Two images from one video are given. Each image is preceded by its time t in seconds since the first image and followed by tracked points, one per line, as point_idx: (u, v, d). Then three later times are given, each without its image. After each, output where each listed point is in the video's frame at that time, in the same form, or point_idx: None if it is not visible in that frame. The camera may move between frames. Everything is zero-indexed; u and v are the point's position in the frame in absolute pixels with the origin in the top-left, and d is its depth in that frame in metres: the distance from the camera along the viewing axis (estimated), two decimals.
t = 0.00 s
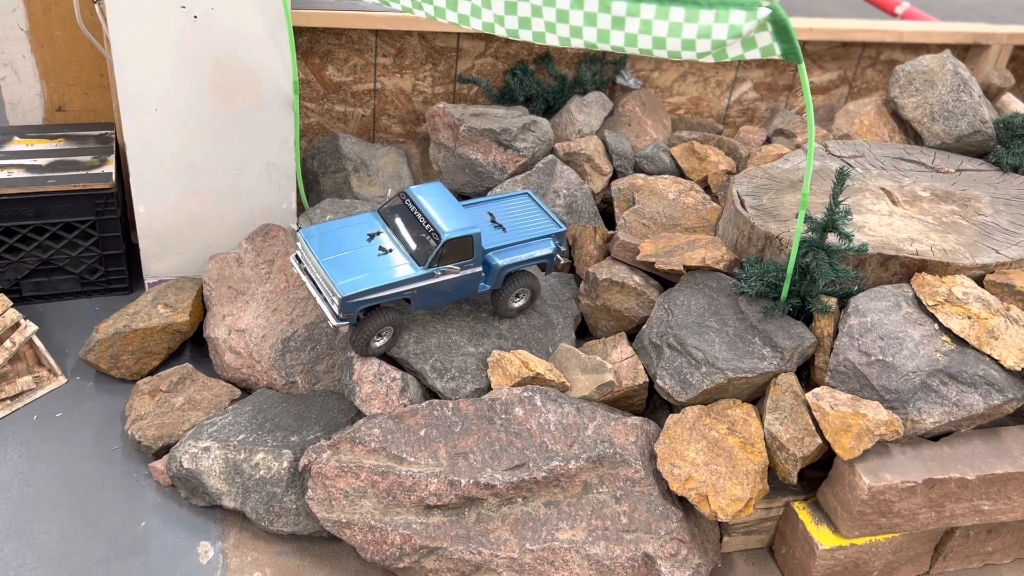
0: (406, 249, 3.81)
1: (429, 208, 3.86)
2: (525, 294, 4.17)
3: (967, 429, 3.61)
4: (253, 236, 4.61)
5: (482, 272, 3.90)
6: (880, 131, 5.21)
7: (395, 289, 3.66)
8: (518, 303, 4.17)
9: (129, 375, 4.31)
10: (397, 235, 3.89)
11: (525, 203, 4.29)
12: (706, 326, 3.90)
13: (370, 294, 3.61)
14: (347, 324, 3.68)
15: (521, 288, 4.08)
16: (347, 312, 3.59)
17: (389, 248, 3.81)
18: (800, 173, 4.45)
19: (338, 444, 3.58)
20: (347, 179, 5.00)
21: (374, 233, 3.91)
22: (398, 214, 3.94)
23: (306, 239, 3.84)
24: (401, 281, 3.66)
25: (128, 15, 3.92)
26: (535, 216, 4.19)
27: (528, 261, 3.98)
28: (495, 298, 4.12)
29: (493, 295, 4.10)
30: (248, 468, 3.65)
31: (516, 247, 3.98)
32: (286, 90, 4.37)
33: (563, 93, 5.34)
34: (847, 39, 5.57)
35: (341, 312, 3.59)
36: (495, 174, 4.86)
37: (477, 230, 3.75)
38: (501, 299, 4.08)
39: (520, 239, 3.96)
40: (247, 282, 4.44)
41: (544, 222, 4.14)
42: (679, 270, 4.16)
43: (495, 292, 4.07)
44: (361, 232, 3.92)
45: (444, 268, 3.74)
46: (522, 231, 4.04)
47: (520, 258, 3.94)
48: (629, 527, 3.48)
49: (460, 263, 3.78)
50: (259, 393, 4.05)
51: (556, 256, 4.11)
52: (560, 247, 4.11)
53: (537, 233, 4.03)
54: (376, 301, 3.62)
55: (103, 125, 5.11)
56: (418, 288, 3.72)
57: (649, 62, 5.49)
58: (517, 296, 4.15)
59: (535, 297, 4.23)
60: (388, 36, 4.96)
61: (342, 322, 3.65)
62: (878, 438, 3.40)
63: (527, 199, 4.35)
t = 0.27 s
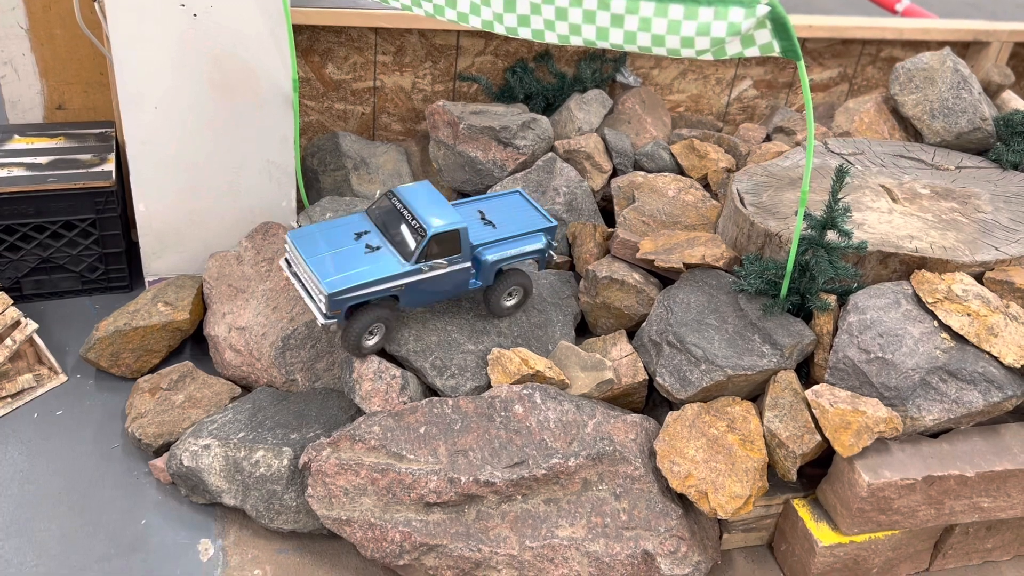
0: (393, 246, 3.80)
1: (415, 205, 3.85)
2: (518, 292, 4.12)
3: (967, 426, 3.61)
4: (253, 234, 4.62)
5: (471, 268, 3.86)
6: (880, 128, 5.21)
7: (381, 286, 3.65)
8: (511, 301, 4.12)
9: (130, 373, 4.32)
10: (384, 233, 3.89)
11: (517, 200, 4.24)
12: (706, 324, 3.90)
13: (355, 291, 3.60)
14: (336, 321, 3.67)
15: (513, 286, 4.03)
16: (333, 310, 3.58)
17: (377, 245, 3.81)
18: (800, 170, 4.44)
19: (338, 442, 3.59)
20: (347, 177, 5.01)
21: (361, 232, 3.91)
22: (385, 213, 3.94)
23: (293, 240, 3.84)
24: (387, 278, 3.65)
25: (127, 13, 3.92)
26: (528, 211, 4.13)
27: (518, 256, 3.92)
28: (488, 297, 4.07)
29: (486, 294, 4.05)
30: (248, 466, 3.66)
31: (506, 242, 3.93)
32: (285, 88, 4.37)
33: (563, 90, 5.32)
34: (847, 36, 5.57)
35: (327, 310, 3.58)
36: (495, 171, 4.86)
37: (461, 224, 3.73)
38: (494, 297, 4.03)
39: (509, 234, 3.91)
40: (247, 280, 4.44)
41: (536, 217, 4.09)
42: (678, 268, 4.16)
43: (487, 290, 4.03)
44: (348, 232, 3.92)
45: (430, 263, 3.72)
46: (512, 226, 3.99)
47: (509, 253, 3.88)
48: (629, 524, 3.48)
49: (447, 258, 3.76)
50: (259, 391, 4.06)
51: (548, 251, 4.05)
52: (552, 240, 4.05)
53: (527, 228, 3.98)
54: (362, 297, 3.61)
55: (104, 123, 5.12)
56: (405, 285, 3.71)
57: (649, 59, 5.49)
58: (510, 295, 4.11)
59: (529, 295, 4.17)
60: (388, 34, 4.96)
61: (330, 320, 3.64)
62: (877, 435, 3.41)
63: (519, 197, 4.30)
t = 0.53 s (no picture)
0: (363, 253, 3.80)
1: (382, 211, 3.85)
2: (501, 296, 4.09)
3: (969, 426, 3.61)
4: (255, 234, 4.62)
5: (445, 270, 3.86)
6: (881, 127, 5.21)
7: (350, 294, 3.64)
8: (494, 305, 4.09)
9: (131, 373, 4.32)
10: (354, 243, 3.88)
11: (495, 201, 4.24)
12: (707, 323, 3.90)
13: (324, 301, 3.59)
14: (309, 332, 3.65)
15: (495, 290, 4.01)
16: (304, 322, 3.58)
17: (346, 254, 3.81)
18: (801, 169, 4.44)
19: (340, 442, 3.60)
20: (348, 177, 5.02)
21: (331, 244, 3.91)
22: (354, 222, 3.94)
23: (264, 256, 3.85)
24: (356, 286, 3.64)
25: (130, 13, 3.92)
26: (504, 211, 4.14)
27: (495, 255, 3.92)
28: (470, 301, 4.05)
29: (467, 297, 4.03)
30: (250, 466, 3.66)
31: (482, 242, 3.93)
32: (287, 88, 4.37)
33: (564, 90, 5.31)
34: (848, 35, 5.57)
35: (298, 322, 3.57)
36: (496, 171, 4.86)
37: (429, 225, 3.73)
38: (476, 302, 4.01)
39: (484, 233, 3.92)
40: (249, 280, 4.44)
41: (513, 215, 4.10)
42: (680, 267, 4.16)
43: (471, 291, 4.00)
44: (319, 244, 3.93)
45: (399, 267, 3.72)
46: (487, 227, 3.99)
47: (485, 252, 3.89)
48: (631, 524, 3.48)
49: (416, 262, 3.76)
50: (262, 391, 4.07)
51: (527, 249, 4.05)
52: (530, 238, 4.04)
53: (503, 227, 3.99)
54: (332, 306, 3.60)
55: (105, 123, 5.12)
56: (376, 291, 3.70)
57: (650, 59, 5.48)
58: (494, 299, 4.08)
59: (512, 300, 4.15)
60: (389, 34, 4.96)
61: (302, 331, 3.62)
62: (879, 434, 3.41)
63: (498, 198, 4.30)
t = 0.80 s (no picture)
0: (347, 270, 3.81)
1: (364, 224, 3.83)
2: (491, 302, 4.09)
3: (971, 426, 3.61)
4: (257, 235, 4.62)
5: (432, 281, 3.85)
6: (883, 127, 5.20)
7: (335, 313, 3.67)
8: (484, 311, 4.08)
9: (134, 374, 4.33)
10: (339, 257, 3.89)
11: (482, 205, 4.20)
12: (710, 323, 3.90)
13: (309, 322, 3.63)
14: (297, 351, 3.72)
15: (485, 297, 4.01)
16: (291, 343, 3.62)
17: (331, 271, 3.82)
18: (803, 169, 4.44)
19: (342, 443, 3.60)
20: (350, 178, 5.02)
21: (316, 259, 3.93)
22: (338, 236, 3.94)
23: (250, 274, 3.88)
24: (340, 305, 3.67)
25: (132, 15, 3.93)
26: (490, 215, 4.11)
27: (482, 262, 3.90)
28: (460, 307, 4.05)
29: (458, 305, 4.04)
30: (253, 467, 3.67)
31: (469, 250, 3.91)
32: (288, 89, 4.37)
33: (566, 90, 5.31)
34: (850, 35, 5.56)
35: (285, 344, 3.62)
36: (498, 172, 4.86)
37: (411, 239, 3.71)
38: (466, 310, 4.01)
39: (469, 242, 3.90)
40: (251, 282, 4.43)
41: (499, 219, 4.06)
42: (682, 268, 4.15)
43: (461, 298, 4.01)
44: (304, 260, 3.94)
45: (383, 284, 3.72)
46: (474, 233, 3.97)
47: (471, 260, 3.87)
48: (633, 524, 3.48)
49: (400, 277, 3.75)
50: (264, 392, 4.07)
51: (515, 252, 4.02)
52: (518, 241, 4.01)
53: (489, 233, 3.95)
54: (317, 326, 3.64)
55: (107, 125, 5.12)
56: (361, 308, 3.72)
57: (652, 59, 5.48)
58: (484, 305, 4.07)
59: (503, 305, 4.14)
60: (391, 35, 4.96)
61: (291, 351, 3.69)
62: (881, 434, 3.40)
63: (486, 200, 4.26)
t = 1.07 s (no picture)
0: (341, 283, 3.80)
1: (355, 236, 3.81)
2: (487, 306, 4.09)
3: (974, 427, 3.60)
4: (258, 237, 4.62)
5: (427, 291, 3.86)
6: (884, 128, 5.20)
7: (331, 329, 3.67)
8: (481, 314, 4.09)
9: (136, 376, 4.33)
10: (332, 269, 3.87)
11: (475, 206, 4.17)
12: (711, 325, 3.90)
13: (305, 339, 3.62)
14: (294, 368, 3.71)
15: (482, 300, 4.01)
16: (288, 360, 3.62)
17: (325, 285, 3.81)
18: (804, 170, 4.43)
19: (344, 445, 3.60)
20: (351, 180, 5.03)
21: (309, 272, 3.91)
22: (330, 247, 3.91)
23: (243, 290, 3.86)
24: (336, 320, 3.66)
25: (133, 18, 3.93)
26: (484, 217, 4.08)
27: (477, 268, 3.91)
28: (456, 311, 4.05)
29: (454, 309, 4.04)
30: (254, 469, 3.67)
31: (463, 256, 3.91)
32: (290, 90, 4.37)
33: (567, 92, 5.31)
34: (851, 36, 5.56)
35: (282, 361, 3.62)
36: (499, 173, 4.86)
37: (404, 251, 3.69)
38: (462, 314, 4.02)
39: (463, 249, 3.88)
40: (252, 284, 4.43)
41: (492, 222, 4.04)
42: (684, 269, 4.15)
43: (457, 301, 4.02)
44: (297, 273, 3.92)
45: (378, 297, 3.72)
46: (468, 239, 3.95)
47: (465, 268, 3.87)
48: (635, 526, 3.48)
49: (393, 289, 3.75)
50: (266, 395, 4.07)
51: (510, 256, 4.01)
52: (513, 244, 4.01)
53: (482, 238, 3.93)
54: (314, 343, 3.63)
55: (109, 127, 5.12)
56: (357, 322, 3.72)
57: (653, 60, 5.47)
58: (481, 308, 4.07)
59: (498, 309, 4.15)
60: (392, 37, 4.96)
61: (288, 369, 3.68)
62: (884, 436, 3.40)
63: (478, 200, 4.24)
